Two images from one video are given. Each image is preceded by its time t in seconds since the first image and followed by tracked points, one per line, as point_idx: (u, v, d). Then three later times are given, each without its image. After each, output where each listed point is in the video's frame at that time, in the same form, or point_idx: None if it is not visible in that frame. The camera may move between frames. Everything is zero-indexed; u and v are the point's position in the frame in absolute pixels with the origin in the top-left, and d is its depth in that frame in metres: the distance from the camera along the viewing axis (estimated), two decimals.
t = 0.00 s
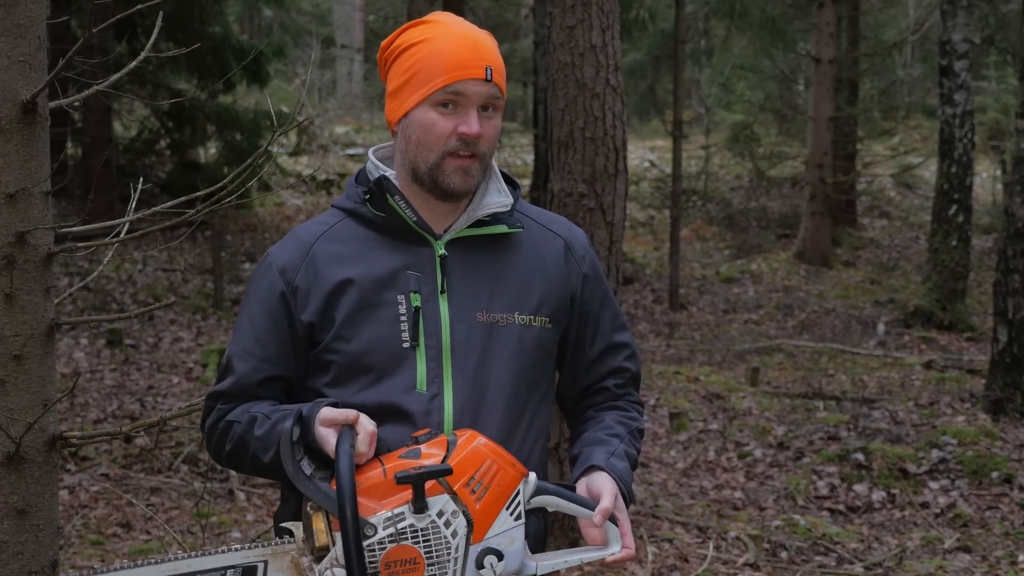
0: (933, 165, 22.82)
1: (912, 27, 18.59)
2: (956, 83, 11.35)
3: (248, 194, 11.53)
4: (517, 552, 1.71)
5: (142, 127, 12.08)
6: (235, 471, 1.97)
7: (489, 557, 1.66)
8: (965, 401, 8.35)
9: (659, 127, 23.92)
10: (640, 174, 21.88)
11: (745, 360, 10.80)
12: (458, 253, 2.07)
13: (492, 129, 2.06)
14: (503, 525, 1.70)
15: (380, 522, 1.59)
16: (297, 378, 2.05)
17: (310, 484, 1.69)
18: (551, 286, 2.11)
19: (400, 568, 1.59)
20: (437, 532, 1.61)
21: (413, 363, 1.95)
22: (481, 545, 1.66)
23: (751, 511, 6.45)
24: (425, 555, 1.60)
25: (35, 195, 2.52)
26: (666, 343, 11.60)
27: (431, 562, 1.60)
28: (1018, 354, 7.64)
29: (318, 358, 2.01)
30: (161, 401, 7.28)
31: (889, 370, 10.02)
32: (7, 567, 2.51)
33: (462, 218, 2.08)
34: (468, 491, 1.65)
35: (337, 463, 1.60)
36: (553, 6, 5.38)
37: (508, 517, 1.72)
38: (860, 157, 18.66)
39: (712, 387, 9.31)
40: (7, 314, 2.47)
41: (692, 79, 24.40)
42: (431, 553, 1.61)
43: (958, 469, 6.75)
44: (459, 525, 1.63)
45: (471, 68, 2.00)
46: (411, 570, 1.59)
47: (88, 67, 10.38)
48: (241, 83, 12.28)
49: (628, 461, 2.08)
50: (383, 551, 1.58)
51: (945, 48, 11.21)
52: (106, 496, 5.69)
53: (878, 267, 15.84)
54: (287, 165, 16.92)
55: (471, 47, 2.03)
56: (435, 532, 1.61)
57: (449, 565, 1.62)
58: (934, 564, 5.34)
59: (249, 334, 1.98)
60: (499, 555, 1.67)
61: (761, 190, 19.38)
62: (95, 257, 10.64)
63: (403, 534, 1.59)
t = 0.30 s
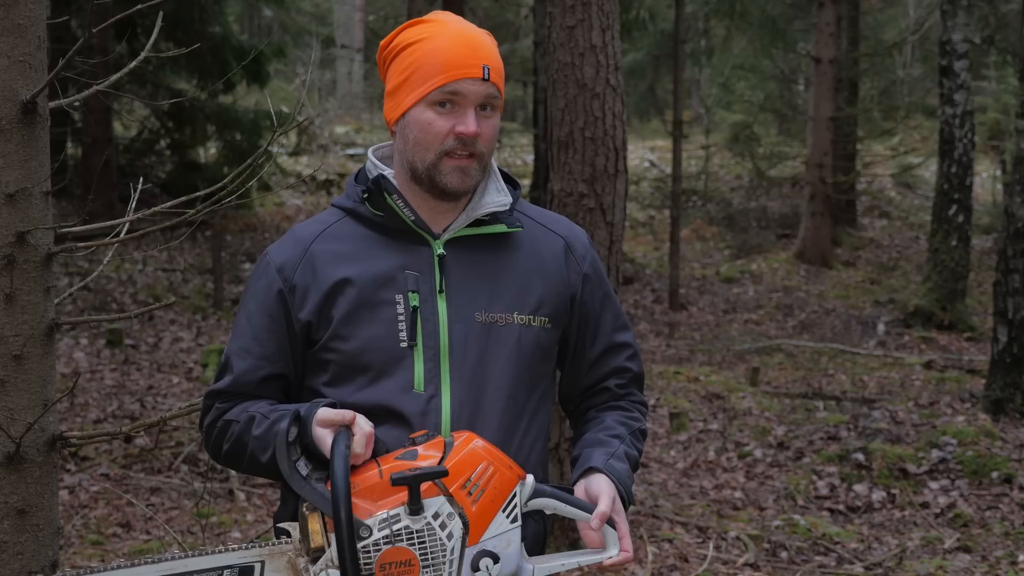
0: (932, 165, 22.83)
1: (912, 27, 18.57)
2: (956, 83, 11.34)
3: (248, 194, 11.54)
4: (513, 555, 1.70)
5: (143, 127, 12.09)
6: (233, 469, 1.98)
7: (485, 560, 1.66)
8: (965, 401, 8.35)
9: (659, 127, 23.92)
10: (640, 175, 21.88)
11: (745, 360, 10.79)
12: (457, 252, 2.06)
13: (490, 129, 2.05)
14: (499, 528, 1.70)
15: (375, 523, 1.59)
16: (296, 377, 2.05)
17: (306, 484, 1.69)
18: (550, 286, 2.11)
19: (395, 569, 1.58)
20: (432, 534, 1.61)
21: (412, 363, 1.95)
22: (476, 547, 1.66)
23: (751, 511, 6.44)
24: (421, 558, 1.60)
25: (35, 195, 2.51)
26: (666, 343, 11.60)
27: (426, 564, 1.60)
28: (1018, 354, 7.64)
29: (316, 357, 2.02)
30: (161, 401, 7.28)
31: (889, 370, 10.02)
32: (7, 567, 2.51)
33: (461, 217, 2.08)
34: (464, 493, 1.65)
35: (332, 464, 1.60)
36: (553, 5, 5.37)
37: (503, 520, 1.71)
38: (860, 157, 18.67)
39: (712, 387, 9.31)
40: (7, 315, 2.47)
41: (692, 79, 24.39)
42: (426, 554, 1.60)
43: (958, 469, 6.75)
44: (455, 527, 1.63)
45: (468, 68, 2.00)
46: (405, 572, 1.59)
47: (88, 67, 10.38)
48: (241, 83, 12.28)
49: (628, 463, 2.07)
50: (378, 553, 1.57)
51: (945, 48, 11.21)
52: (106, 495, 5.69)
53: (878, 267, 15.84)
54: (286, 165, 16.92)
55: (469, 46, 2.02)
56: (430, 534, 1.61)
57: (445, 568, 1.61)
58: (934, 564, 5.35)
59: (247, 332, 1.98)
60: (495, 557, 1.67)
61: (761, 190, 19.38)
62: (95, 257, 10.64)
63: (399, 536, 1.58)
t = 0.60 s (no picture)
0: (932, 165, 22.83)
1: (912, 27, 18.57)
2: (956, 82, 11.34)
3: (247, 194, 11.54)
4: (509, 558, 1.69)
5: (142, 127, 12.10)
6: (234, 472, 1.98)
7: (481, 563, 1.64)
8: (965, 401, 8.35)
9: (659, 127, 23.93)
10: (640, 175, 21.89)
11: (745, 360, 10.79)
12: (457, 253, 2.06)
13: (489, 132, 2.05)
14: (496, 530, 1.69)
15: (371, 526, 1.58)
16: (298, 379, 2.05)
17: (301, 487, 1.69)
18: (550, 285, 2.10)
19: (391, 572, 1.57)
20: (428, 536, 1.59)
21: (412, 365, 1.95)
22: (473, 550, 1.64)
23: (751, 511, 6.44)
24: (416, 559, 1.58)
25: (35, 195, 2.51)
26: (666, 343, 11.59)
27: (421, 566, 1.58)
28: (1018, 354, 7.64)
29: (317, 360, 2.01)
30: (161, 401, 7.28)
31: (889, 370, 10.02)
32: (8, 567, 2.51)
33: (461, 218, 2.08)
34: (460, 496, 1.64)
35: (327, 466, 1.60)
36: (553, 5, 5.37)
37: (500, 522, 1.70)
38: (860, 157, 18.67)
39: (711, 387, 9.31)
40: (7, 314, 2.46)
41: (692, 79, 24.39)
42: (422, 557, 1.59)
43: (958, 469, 6.75)
44: (451, 529, 1.61)
45: (467, 72, 2.00)
46: None
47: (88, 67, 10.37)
48: (241, 83, 12.28)
49: (629, 462, 2.07)
50: (374, 556, 1.56)
51: (945, 48, 11.21)
52: (106, 496, 5.69)
53: (879, 267, 15.84)
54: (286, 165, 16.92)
55: (469, 49, 2.01)
56: (426, 535, 1.59)
57: (440, 569, 1.60)
58: (934, 564, 5.35)
59: (248, 336, 1.98)
60: (491, 559, 1.65)
61: (761, 190, 19.36)
62: (95, 257, 10.64)
63: (394, 536, 1.57)
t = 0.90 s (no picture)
0: (933, 165, 22.84)
1: (912, 27, 18.58)
2: (956, 82, 11.33)
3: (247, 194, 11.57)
4: (459, 551, 1.49)
5: (142, 127, 12.11)
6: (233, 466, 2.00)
7: (425, 551, 1.48)
8: (965, 401, 8.35)
9: (659, 127, 23.93)
10: (640, 175, 21.90)
11: (745, 360, 10.79)
12: (455, 253, 2.06)
13: (484, 150, 2.03)
14: (448, 519, 1.53)
15: (319, 503, 1.52)
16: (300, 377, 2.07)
17: (256, 460, 1.66)
18: (550, 286, 2.09)
19: (334, 552, 1.49)
20: (375, 520, 1.49)
21: (410, 365, 1.96)
22: (419, 537, 1.49)
23: (751, 511, 6.44)
24: (360, 540, 1.49)
25: (34, 195, 2.50)
26: (666, 343, 11.59)
27: (364, 547, 1.49)
28: (1018, 354, 7.64)
29: (316, 360, 2.04)
30: (161, 401, 7.28)
31: (889, 370, 10.03)
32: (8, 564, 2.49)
33: (458, 219, 2.07)
34: (412, 479, 1.53)
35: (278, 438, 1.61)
36: (553, 5, 5.37)
37: (454, 511, 1.54)
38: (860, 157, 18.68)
39: (712, 387, 9.31)
40: (7, 314, 2.46)
41: (692, 79, 24.39)
42: (365, 538, 1.49)
43: (958, 469, 6.75)
44: (399, 513, 1.50)
45: (463, 92, 1.99)
46: (343, 555, 1.49)
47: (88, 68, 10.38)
48: (241, 83, 12.28)
49: (619, 467, 2.02)
50: (318, 533, 1.50)
51: (945, 48, 11.22)
52: (106, 495, 5.69)
53: (879, 267, 15.84)
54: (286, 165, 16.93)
55: (467, 66, 2.01)
56: (372, 519, 1.49)
57: (384, 553, 1.48)
58: (934, 564, 5.35)
59: (246, 336, 2.01)
60: (438, 548, 1.48)
61: (761, 190, 19.36)
62: (95, 257, 10.65)
63: (340, 517, 1.50)
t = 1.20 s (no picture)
0: (932, 165, 22.84)
1: (912, 27, 18.58)
2: (956, 82, 11.34)
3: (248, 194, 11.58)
4: (384, 546, 1.52)
5: (142, 127, 12.11)
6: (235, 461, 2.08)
7: (345, 541, 1.50)
8: (965, 401, 8.35)
9: (659, 127, 23.94)
10: (640, 175, 21.91)
11: (744, 360, 10.79)
12: (447, 252, 2.05)
13: (473, 150, 2.01)
14: (371, 513, 1.53)
15: (255, 484, 1.54)
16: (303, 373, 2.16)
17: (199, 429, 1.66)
18: (546, 284, 2.05)
19: (260, 533, 1.51)
20: (300, 506, 1.51)
21: (401, 363, 1.97)
22: (342, 528, 1.51)
23: (751, 511, 6.44)
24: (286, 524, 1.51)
25: (35, 195, 2.48)
26: (666, 342, 11.59)
27: (287, 531, 1.50)
28: (1018, 354, 7.64)
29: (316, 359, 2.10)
30: (161, 401, 7.28)
31: (889, 370, 10.03)
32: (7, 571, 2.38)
33: (452, 218, 2.06)
34: (341, 470, 1.54)
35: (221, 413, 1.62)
36: (553, 6, 5.37)
37: (377, 506, 1.54)
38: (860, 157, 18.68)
39: (711, 387, 9.31)
40: (7, 314, 2.43)
41: (692, 79, 24.39)
42: (291, 524, 1.51)
43: (958, 469, 6.75)
44: (326, 503, 1.51)
45: (450, 93, 1.98)
46: (267, 538, 1.51)
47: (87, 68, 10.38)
48: (241, 83, 12.28)
49: (592, 471, 1.90)
50: (248, 513, 1.52)
51: (945, 48, 11.23)
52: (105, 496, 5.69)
53: (879, 267, 15.84)
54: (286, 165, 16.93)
55: (456, 66, 2.00)
56: (297, 505, 1.51)
57: (305, 540, 1.49)
58: (934, 563, 5.35)
59: (251, 337, 2.12)
60: (356, 541, 1.50)
61: (761, 190, 19.35)
62: (95, 257, 10.65)
63: (266, 497, 1.52)
